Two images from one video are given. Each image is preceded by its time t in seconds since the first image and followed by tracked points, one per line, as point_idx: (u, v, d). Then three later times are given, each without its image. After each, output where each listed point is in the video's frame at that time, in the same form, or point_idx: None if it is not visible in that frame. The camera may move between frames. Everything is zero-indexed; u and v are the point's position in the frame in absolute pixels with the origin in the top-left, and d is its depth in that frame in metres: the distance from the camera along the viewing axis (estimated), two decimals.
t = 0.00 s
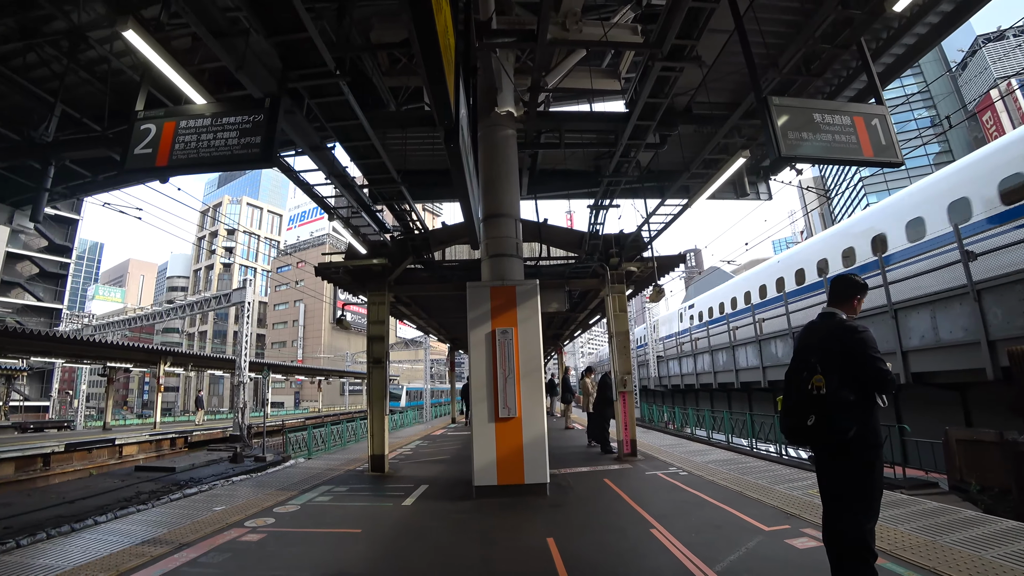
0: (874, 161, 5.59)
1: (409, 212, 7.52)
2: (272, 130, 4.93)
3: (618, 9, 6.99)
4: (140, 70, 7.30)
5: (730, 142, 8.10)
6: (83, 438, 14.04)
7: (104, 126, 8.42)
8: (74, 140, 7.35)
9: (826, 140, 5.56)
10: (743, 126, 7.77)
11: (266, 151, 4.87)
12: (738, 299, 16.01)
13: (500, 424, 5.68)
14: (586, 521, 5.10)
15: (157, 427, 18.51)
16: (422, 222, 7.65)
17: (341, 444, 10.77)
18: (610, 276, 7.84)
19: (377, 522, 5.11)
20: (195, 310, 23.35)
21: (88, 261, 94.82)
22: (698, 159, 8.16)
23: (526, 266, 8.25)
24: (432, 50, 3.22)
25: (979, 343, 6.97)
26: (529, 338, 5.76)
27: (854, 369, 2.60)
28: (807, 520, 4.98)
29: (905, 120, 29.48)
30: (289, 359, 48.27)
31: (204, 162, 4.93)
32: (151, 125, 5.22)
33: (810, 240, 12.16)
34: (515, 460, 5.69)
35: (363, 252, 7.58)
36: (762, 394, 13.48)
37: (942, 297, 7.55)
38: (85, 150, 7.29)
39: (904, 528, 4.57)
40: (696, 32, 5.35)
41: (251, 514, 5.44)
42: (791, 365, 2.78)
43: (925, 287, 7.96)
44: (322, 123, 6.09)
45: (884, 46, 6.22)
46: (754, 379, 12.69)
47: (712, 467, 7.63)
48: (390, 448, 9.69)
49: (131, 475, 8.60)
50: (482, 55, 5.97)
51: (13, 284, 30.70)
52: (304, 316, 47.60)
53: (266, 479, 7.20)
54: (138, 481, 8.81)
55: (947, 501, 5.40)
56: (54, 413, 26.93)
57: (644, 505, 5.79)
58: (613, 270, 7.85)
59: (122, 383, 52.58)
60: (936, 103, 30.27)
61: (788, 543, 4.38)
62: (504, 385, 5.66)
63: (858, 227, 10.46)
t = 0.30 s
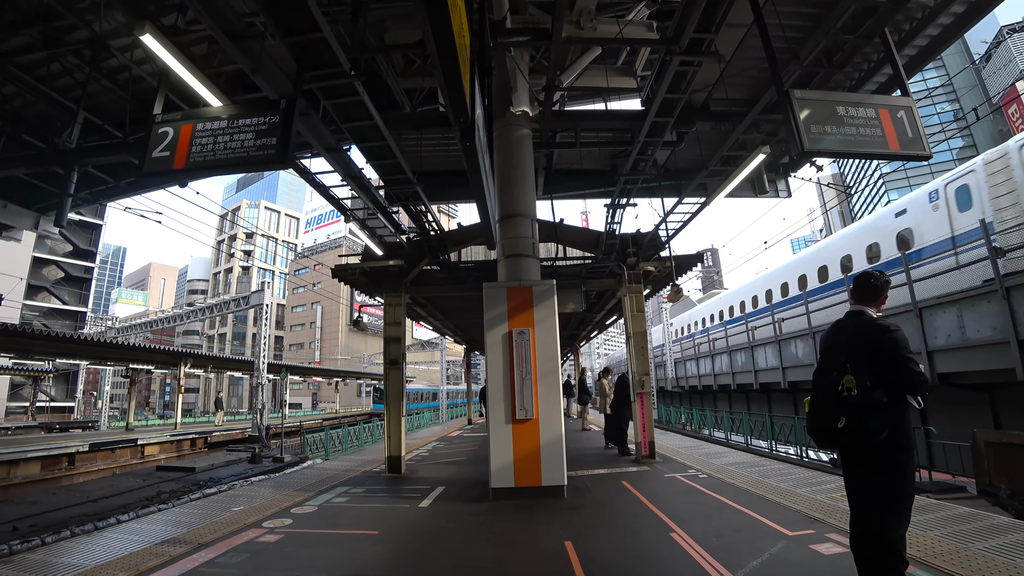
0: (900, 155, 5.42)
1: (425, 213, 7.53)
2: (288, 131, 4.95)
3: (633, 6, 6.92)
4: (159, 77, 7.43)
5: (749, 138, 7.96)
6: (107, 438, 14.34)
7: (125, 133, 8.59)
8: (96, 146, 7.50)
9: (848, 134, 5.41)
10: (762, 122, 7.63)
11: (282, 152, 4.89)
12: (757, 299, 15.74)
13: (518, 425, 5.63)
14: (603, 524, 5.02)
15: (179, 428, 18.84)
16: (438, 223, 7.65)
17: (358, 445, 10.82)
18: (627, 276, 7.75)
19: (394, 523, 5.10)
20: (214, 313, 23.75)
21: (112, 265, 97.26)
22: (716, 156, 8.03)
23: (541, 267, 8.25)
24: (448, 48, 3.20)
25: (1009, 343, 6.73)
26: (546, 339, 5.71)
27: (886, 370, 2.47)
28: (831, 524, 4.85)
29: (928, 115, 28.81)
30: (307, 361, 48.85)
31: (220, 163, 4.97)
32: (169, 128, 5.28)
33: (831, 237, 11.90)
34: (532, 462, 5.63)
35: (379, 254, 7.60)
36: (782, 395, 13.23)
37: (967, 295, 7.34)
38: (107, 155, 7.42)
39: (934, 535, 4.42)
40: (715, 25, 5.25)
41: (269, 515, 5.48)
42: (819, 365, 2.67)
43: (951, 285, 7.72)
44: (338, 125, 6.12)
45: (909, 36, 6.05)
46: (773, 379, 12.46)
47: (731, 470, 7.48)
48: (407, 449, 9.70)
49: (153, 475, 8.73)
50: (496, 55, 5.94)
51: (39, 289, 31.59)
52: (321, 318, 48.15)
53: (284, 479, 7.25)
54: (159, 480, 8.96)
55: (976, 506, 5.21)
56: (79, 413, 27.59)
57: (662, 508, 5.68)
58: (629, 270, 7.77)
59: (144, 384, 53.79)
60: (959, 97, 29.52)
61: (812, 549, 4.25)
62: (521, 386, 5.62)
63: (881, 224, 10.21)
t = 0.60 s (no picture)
0: (923, 148, 5.28)
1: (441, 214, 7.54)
2: (303, 132, 4.99)
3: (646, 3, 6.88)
4: (177, 82, 7.55)
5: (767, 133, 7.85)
6: (130, 437, 14.64)
7: (145, 137, 8.76)
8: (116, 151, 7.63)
9: (869, 127, 5.29)
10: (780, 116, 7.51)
11: (297, 154, 4.92)
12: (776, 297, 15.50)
13: (534, 425, 5.61)
14: (620, 525, 4.98)
15: (200, 427, 19.18)
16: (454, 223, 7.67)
17: (375, 444, 10.90)
18: (644, 274, 7.67)
19: (410, 523, 5.12)
20: (233, 314, 24.11)
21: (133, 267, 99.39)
22: (733, 153, 7.93)
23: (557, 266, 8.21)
24: (463, 47, 3.20)
25: None
26: (563, 339, 5.69)
27: (913, 370, 2.39)
28: (853, 527, 4.75)
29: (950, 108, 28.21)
30: (324, 361, 49.40)
31: (238, 166, 5.04)
32: (188, 132, 5.38)
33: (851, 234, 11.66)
34: (549, 462, 5.61)
35: (395, 255, 7.65)
36: (801, 395, 13.00)
37: (993, 292, 7.13)
38: (128, 160, 7.56)
39: (960, 539, 4.30)
40: (731, 19, 5.18)
41: (287, 513, 5.53)
42: (843, 364, 2.61)
43: (974, 282, 7.53)
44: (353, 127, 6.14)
45: (930, 27, 5.92)
46: (792, 379, 12.26)
47: (750, 470, 7.38)
48: (423, 448, 9.74)
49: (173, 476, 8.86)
50: (511, 54, 5.93)
51: (64, 291, 32.46)
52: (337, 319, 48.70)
53: (302, 478, 7.32)
54: (181, 478, 9.13)
55: (1004, 509, 5.07)
56: (104, 413, 28.26)
57: (680, 508, 5.62)
58: (646, 268, 7.71)
59: (166, 385, 54.93)
60: (983, 89, 28.82)
61: (834, 552, 4.16)
62: (538, 386, 5.60)
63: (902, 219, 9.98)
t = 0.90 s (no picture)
0: (958, 134, 5.09)
1: (464, 212, 7.57)
2: (328, 135, 5.05)
3: None
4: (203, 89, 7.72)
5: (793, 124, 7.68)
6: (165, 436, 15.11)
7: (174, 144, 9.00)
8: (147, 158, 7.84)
9: (901, 114, 5.12)
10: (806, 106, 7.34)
11: (322, 156, 4.97)
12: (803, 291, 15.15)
13: (561, 423, 5.60)
14: (648, 522, 4.94)
15: (231, 426, 19.70)
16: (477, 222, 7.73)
17: (402, 441, 11.02)
18: (669, 270, 7.62)
19: (439, 520, 5.16)
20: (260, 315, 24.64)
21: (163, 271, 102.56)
22: (757, 144, 7.78)
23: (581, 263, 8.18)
24: (485, 45, 3.20)
25: None
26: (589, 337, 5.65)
27: (955, 364, 2.30)
28: (890, 526, 4.61)
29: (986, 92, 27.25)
30: (349, 360, 50.26)
31: (266, 169, 5.14)
32: (216, 138, 5.50)
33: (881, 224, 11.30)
34: (577, 459, 5.59)
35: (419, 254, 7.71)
36: (831, 391, 12.70)
37: None
38: (159, 167, 7.78)
39: (1004, 538, 4.16)
40: (754, 8, 5.06)
41: (319, 510, 5.63)
42: (879, 359, 2.55)
43: (1014, 272, 7.23)
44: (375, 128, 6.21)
45: (962, 10, 5.73)
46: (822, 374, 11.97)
47: (781, 467, 7.23)
48: (450, 446, 9.82)
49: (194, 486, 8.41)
50: (530, 51, 5.91)
51: (101, 295, 33.69)
52: (363, 318, 49.52)
53: (332, 476, 7.44)
54: (215, 475, 9.40)
55: None
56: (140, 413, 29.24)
57: (709, 506, 5.54)
58: (671, 264, 7.66)
59: (198, 385, 56.66)
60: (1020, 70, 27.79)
61: (870, 551, 4.05)
62: (564, 384, 5.58)
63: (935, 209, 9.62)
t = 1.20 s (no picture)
0: None
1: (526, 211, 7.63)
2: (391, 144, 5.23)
3: None
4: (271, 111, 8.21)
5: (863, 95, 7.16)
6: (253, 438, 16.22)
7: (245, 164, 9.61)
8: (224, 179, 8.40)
9: (992, 73, 4.65)
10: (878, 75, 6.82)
11: (387, 165, 5.16)
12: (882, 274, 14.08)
13: (634, 419, 5.52)
14: (727, 521, 4.75)
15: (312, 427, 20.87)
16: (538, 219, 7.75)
17: (474, 440, 11.25)
18: (738, 258, 7.41)
19: (515, 516, 5.22)
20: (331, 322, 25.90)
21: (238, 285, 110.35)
22: (826, 120, 7.33)
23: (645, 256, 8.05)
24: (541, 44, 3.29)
25: None
26: (658, 330, 5.53)
27: None
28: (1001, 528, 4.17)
29: None
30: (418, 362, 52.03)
31: (337, 181, 5.43)
32: (287, 155, 5.85)
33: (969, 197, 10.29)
34: (652, 456, 5.48)
35: (483, 256, 7.82)
36: (922, 380, 11.74)
37: None
38: (235, 187, 8.33)
39: None
40: None
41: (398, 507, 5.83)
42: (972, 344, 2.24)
43: None
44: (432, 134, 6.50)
45: None
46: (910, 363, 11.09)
47: (870, 463, 6.75)
48: (522, 444, 9.93)
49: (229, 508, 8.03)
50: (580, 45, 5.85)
51: (189, 309, 36.72)
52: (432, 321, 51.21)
53: (409, 474, 7.70)
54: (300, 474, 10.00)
55: None
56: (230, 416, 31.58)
57: (793, 505, 5.25)
58: (740, 252, 7.44)
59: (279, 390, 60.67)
60: None
61: (980, 555, 3.68)
62: (636, 379, 5.50)
63: None
